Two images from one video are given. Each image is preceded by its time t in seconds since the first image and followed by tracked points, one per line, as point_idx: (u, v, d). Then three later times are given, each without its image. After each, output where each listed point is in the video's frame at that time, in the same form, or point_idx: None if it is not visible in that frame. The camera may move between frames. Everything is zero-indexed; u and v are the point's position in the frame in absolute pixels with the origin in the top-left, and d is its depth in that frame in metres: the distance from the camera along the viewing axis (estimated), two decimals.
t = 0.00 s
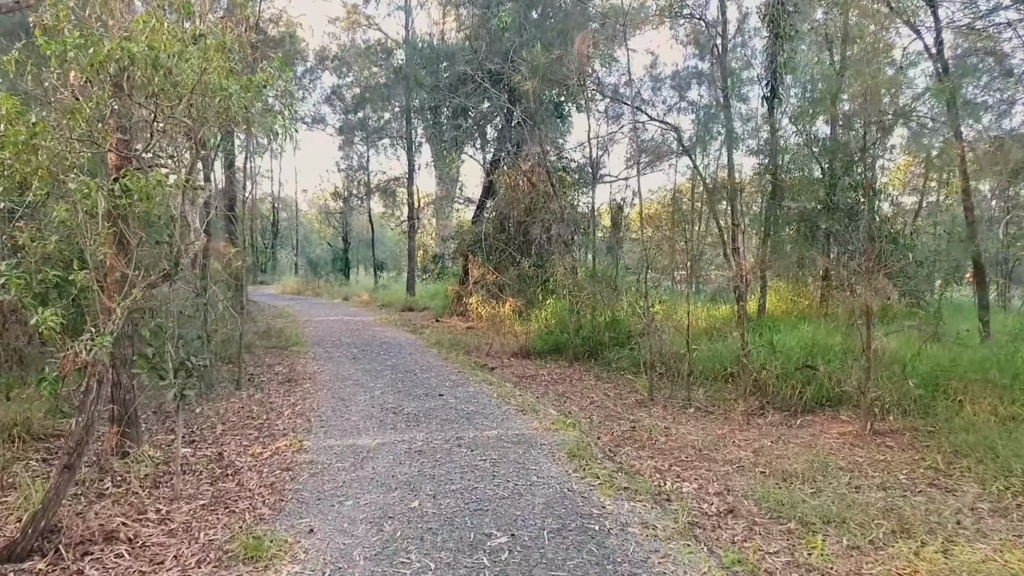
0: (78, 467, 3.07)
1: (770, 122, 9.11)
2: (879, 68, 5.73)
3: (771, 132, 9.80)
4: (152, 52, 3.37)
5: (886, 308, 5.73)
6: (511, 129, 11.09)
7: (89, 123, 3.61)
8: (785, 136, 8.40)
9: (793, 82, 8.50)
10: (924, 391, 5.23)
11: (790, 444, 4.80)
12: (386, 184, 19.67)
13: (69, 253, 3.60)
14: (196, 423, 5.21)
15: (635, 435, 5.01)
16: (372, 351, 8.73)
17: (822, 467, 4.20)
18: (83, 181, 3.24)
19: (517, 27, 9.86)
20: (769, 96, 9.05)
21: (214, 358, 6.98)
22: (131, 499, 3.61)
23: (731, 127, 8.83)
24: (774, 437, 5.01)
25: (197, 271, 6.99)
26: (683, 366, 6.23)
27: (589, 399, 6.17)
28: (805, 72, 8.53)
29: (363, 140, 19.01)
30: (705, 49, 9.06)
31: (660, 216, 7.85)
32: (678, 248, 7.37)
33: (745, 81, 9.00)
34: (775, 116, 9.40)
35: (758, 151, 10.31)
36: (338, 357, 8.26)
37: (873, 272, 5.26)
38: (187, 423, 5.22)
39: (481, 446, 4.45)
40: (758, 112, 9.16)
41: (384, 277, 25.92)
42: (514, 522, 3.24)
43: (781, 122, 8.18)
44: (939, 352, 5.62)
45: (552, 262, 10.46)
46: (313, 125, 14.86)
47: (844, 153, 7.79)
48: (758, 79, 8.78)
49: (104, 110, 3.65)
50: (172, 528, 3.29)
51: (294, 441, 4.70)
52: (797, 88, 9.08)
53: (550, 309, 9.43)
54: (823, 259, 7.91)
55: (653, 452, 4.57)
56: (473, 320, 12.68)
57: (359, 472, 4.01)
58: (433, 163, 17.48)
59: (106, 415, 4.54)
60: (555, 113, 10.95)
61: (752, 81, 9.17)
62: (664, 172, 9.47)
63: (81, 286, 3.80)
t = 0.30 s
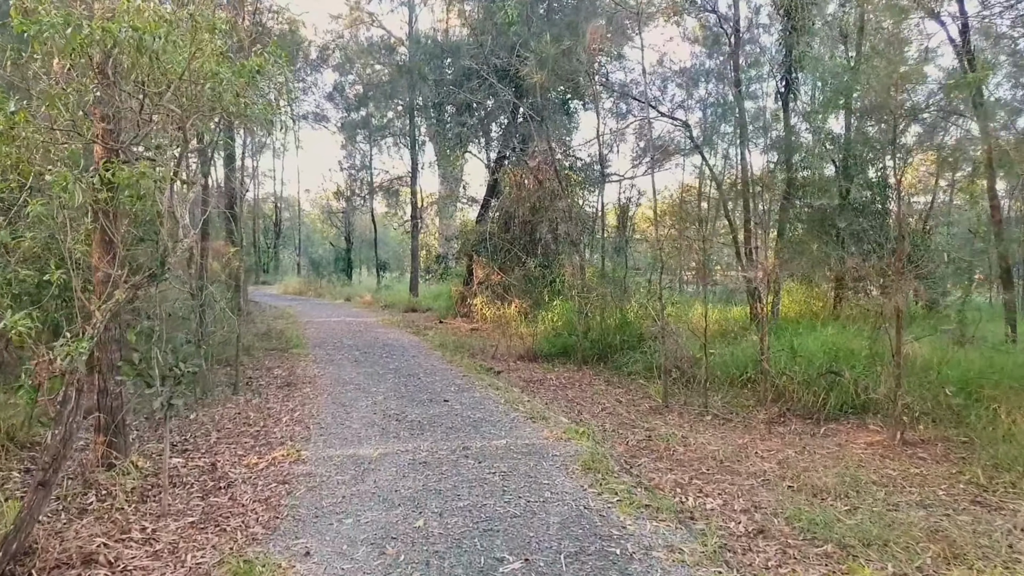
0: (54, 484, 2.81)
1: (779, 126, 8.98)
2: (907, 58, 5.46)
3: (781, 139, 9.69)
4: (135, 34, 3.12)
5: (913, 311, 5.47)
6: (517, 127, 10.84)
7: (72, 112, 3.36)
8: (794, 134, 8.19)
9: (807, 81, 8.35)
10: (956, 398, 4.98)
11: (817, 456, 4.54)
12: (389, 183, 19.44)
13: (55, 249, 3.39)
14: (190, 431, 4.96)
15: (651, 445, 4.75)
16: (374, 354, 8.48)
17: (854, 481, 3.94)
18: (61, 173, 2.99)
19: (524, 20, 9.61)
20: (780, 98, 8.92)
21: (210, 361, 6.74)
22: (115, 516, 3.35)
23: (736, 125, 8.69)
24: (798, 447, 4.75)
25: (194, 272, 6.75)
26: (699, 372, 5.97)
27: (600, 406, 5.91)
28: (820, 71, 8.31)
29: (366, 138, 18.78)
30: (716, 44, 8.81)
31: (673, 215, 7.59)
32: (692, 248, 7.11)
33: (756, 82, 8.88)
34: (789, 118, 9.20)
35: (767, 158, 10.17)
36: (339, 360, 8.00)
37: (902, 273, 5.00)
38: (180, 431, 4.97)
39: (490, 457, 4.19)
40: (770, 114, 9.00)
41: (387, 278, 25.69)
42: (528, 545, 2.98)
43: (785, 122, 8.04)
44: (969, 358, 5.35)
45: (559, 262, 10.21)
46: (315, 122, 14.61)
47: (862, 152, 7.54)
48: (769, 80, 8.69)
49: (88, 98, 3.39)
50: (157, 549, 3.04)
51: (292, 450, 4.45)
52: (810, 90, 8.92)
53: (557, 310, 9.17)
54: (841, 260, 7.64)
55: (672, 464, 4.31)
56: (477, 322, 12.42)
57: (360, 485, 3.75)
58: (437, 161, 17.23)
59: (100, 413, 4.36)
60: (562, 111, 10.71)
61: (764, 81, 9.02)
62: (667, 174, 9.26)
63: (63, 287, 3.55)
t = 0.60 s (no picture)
0: (42, 502, 2.60)
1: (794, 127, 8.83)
2: (947, 47, 5.17)
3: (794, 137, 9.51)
4: (130, 15, 2.89)
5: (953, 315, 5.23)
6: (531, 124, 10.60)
7: (65, 99, 3.13)
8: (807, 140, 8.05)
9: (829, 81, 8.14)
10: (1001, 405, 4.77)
11: (855, 467, 4.28)
12: (399, 182, 19.26)
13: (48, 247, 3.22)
14: (194, 438, 4.75)
15: (679, 455, 4.51)
16: (385, 356, 8.26)
17: (900, 497, 3.68)
18: (49, 163, 2.76)
19: (539, 13, 9.36)
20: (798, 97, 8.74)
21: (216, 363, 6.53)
22: (110, 532, 3.13)
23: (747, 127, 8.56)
24: (834, 457, 4.50)
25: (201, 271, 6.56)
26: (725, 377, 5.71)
27: (622, 412, 5.67)
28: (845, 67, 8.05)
29: (376, 137, 18.60)
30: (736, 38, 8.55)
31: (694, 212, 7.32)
32: (715, 247, 6.84)
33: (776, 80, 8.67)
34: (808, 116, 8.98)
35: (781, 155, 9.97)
36: (350, 363, 7.79)
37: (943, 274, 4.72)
38: (184, 438, 4.76)
39: (509, 468, 3.96)
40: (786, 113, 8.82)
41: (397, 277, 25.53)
42: (554, 569, 2.74)
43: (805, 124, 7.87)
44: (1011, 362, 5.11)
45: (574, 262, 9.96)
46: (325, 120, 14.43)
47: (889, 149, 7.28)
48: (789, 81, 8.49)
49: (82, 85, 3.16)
50: (154, 571, 2.81)
51: (300, 459, 4.22)
52: (830, 88, 8.70)
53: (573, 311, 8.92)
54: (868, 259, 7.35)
55: (703, 477, 4.07)
56: (490, 323, 12.19)
57: (371, 500, 3.52)
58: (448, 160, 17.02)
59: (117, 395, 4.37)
60: (577, 107, 10.48)
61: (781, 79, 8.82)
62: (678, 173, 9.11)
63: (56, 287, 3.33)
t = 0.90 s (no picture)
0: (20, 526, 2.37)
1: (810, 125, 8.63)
2: (988, 33, 4.88)
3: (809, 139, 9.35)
4: None
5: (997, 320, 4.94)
6: (543, 121, 10.36)
7: (50, 88, 2.91)
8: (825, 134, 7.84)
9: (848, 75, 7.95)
10: None
11: (895, 481, 4.01)
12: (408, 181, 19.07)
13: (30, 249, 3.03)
14: (195, 448, 4.53)
15: (706, 467, 4.25)
16: (395, 359, 8.04)
17: (950, 517, 3.41)
18: (30, 156, 2.53)
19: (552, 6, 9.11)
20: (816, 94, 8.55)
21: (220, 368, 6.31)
22: (99, 556, 2.90)
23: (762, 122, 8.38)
24: (872, 470, 4.23)
25: (204, 273, 6.35)
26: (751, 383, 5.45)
27: (642, 420, 5.42)
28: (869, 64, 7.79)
29: (384, 135, 18.41)
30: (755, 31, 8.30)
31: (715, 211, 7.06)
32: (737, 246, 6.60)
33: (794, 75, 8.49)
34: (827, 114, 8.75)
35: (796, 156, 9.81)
36: (358, 367, 7.56)
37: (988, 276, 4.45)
38: (184, 448, 4.54)
39: (528, 483, 3.71)
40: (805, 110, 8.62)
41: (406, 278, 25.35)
42: None
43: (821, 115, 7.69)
44: None
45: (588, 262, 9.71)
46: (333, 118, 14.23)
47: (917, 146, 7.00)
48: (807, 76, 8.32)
49: (70, 73, 2.93)
50: None
51: (306, 472, 3.99)
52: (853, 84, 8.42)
53: (586, 313, 8.67)
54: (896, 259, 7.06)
55: (734, 493, 3.81)
56: (500, 325, 11.96)
57: (382, 518, 3.28)
58: (457, 159, 16.81)
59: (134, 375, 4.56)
60: (591, 104, 10.24)
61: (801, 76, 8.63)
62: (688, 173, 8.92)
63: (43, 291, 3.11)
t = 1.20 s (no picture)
0: None
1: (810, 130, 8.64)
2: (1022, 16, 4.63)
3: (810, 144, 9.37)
4: None
5: None
6: (549, 116, 10.13)
7: (23, 69, 2.68)
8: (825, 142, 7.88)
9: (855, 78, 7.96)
10: None
11: (930, 492, 3.77)
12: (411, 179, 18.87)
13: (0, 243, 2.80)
14: (187, 456, 4.30)
15: (727, 477, 4.01)
16: (398, 360, 7.81)
17: (996, 533, 3.17)
18: None
19: None
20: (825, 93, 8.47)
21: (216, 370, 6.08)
22: None
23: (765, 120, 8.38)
24: (904, 480, 3.98)
25: (200, 272, 6.13)
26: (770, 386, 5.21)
27: (656, 425, 5.18)
28: (885, 62, 7.58)
29: (387, 133, 18.20)
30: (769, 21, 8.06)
31: (729, 207, 6.82)
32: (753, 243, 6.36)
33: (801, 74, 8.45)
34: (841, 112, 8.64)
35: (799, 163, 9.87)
36: (360, 368, 7.33)
37: None
38: (176, 456, 4.32)
39: (540, 495, 3.47)
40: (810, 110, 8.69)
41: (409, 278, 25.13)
42: None
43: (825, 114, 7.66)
44: None
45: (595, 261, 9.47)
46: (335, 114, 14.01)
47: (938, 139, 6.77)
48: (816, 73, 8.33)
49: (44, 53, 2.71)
50: None
51: (303, 483, 3.76)
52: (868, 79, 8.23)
53: (594, 313, 8.43)
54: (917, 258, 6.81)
55: (759, 506, 3.57)
56: (505, 325, 11.72)
57: (383, 535, 3.04)
58: (460, 157, 16.58)
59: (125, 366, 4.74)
60: (598, 100, 10.02)
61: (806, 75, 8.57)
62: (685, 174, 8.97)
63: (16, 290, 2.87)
